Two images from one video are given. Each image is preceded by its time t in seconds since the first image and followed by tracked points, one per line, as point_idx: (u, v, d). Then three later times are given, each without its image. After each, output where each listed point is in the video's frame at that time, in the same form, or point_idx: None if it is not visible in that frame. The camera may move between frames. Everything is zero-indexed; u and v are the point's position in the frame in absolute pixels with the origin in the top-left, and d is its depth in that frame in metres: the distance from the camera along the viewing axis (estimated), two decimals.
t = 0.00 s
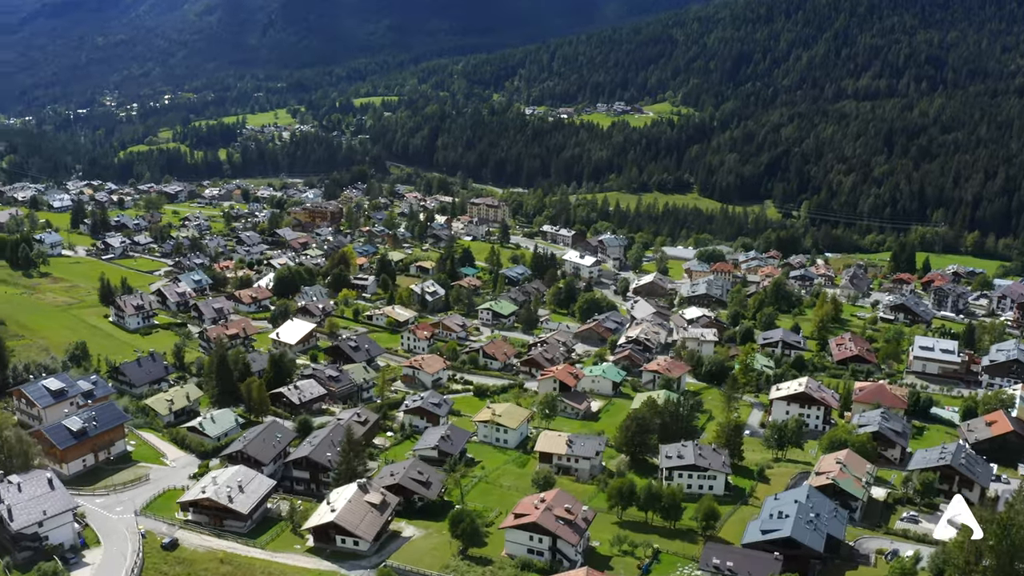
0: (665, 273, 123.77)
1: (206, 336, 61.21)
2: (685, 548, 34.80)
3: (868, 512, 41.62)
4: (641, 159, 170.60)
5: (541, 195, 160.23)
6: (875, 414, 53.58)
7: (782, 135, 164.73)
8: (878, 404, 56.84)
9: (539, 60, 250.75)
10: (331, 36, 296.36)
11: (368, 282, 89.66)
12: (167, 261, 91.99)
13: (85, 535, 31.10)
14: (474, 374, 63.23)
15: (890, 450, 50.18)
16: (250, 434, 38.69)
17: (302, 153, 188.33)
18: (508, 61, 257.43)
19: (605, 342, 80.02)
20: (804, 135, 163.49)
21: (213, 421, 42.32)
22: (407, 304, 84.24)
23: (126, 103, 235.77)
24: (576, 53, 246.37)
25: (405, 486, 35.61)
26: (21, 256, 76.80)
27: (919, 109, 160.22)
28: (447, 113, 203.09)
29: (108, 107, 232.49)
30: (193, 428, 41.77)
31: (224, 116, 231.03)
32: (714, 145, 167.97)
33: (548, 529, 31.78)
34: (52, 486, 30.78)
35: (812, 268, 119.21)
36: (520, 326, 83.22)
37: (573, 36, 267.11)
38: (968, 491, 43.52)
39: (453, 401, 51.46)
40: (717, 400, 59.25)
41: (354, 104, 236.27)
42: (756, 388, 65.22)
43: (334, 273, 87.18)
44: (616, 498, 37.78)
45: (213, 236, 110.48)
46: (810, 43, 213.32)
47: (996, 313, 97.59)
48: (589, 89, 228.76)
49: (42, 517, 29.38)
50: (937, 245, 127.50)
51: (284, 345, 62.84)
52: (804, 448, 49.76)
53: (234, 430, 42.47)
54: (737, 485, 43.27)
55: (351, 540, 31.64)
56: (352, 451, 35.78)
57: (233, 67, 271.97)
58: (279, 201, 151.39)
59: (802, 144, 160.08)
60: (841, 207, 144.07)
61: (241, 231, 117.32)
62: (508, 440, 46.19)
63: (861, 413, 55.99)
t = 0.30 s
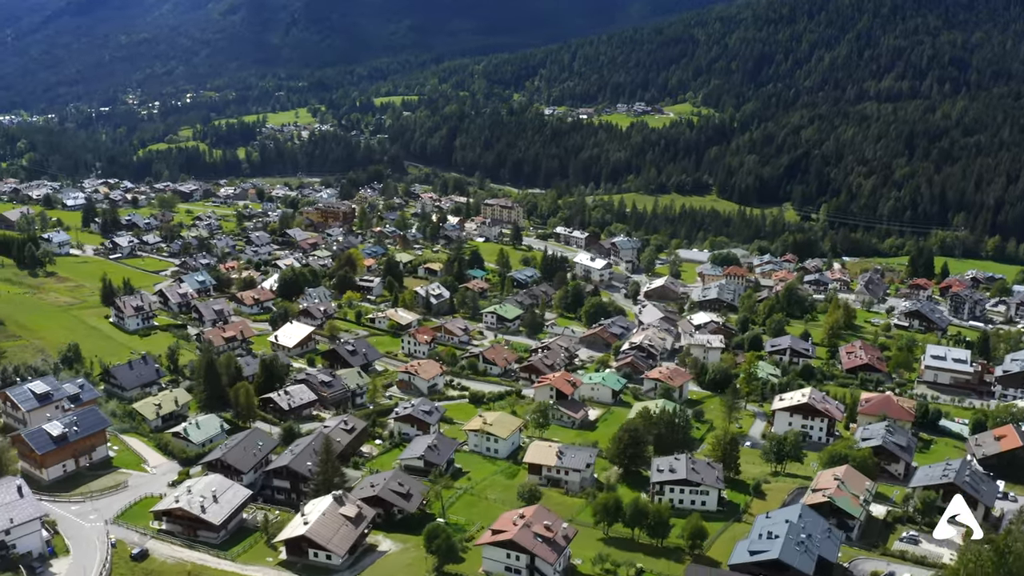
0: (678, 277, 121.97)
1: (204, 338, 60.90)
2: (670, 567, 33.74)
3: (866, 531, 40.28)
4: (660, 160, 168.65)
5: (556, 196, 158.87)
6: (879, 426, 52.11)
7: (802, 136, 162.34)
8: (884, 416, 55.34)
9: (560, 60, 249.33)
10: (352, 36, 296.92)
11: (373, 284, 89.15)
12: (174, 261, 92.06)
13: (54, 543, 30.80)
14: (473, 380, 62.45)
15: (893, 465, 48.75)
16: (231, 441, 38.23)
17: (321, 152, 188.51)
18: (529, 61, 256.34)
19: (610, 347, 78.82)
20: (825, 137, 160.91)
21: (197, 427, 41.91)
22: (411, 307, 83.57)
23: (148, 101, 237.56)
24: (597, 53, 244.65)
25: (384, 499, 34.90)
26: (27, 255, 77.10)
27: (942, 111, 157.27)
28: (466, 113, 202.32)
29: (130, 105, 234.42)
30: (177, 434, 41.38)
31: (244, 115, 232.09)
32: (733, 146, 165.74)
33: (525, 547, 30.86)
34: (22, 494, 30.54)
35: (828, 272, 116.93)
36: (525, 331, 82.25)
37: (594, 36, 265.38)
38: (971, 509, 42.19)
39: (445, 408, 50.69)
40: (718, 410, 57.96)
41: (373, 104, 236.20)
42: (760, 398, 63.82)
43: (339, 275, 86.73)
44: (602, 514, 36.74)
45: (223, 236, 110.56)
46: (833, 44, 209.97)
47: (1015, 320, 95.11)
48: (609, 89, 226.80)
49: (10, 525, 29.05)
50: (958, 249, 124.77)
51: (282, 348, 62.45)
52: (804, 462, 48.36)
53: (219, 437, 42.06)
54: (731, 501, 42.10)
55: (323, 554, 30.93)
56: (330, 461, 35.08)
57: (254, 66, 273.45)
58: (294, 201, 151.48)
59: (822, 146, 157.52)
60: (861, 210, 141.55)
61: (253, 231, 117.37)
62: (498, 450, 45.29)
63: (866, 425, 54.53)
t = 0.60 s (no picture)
0: (691, 280, 119.98)
1: (199, 340, 60.51)
2: None
3: (861, 553, 38.88)
4: (678, 161, 166.72)
5: (572, 197, 157.50)
6: (882, 440, 50.57)
7: (823, 138, 159.76)
8: (890, 429, 53.80)
9: (581, 60, 247.60)
10: (373, 36, 297.17)
11: (378, 286, 88.53)
12: (182, 261, 92.19)
13: (20, 553, 30.46)
14: (471, 385, 61.69)
15: (896, 482, 47.26)
16: (209, 449, 37.71)
17: (339, 152, 188.65)
18: (550, 61, 254.97)
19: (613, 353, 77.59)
20: (846, 139, 158.16)
21: (179, 433, 41.48)
22: (414, 310, 82.93)
23: (170, 100, 239.36)
24: (618, 53, 242.63)
25: (359, 512, 34.17)
26: (33, 254, 77.53)
27: (965, 113, 154.08)
28: (486, 113, 201.45)
29: (153, 103, 236.26)
30: (159, 440, 41.04)
31: (265, 114, 233.13)
32: (753, 148, 163.43)
33: (497, 567, 29.93)
34: None
35: (844, 277, 114.60)
36: (528, 336, 81.28)
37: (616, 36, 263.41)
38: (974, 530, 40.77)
39: (436, 416, 49.95)
40: (719, 422, 56.64)
41: (394, 103, 236.16)
42: (763, 409, 62.32)
43: (343, 276, 86.26)
44: (583, 531, 35.68)
45: (234, 236, 110.67)
46: (856, 45, 206.32)
47: None
48: (630, 89, 224.73)
49: None
50: (978, 254, 121.84)
51: (281, 352, 62.07)
52: (803, 477, 46.98)
53: (201, 443, 41.63)
54: (723, 518, 40.91)
55: (289, 570, 30.22)
56: (305, 473, 34.36)
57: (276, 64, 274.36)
58: (308, 201, 151.68)
59: (843, 149, 154.93)
60: (880, 213, 138.92)
61: (263, 232, 117.37)
62: (485, 460, 44.44)
63: (870, 439, 53.07)
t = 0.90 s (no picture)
0: (702, 284, 117.71)
1: (194, 345, 60.15)
2: None
3: None
4: (697, 163, 164.63)
5: (586, 199, 156.18)
6: (884, 455, 49.03)
7: (844, 140, 157.17)
8: (895, 444, 52.21)
9: (602, 59, 245.68)
10: (393, 35, 297.45)
11: (381, 288, 88.03)
12: (189, 261, 92.20)
13: None
14: (467, 392, 60.86)
15: (897, 499, 45.76)
16: (185, 458, 37.22)
17: (357, 151, 188.51)
18: (572, 61, 253.33)
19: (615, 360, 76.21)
20: (867, 141, 155.26)
21: (160, 440, 41.04)
22: (415, 313, 82.23)
23: (191, 98, 241.25)
24: (639, 53, 240.47)
25: (332, 525, 33.51)
26: (38, 253, 77.76)
27: (988, 115, 150.84)
28: (504, 113, 200.42)
29: (174, 101, 238.18)
30: (140, 446, 40.66)
31: (284, 113, 233.95)
32: (773, 149, 160.97)
33: None
34: None
35: (859, 283, 112.22)
36: (531, 340, 80.30)
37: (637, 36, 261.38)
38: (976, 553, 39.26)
39: (425, 424, 49.21)
40: (717, 433, 55.34)
41: (413, 103, 235.87)
42: (766, 420, 60.77)
43: (346, 279, 85.70)
44: (562, 550, 34.64)
45: (242, 236, 110.70)
46: (879, 46, 202.75)
47: None
48: (650, 90, 222.47)
49: None
50: (998, 259, 118.96)
51: (276, 356, 61.67)
52: (800, 493, 45.61)
53: (183, 450, 41.22)
54: (712, 536, 39.73)
55: None
56: (277, 485, 33.74)
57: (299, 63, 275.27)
58: (322, 201, 151.68)
59: (863, 151, 152.28)
60: (900, 216, 136.31)
61: (274, 232, 117.22)
62: (471, 471, 43.60)
63: (873, 453, 51.54)
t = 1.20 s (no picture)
0: (713, 289, 115.74)
1: (188, 348, 59.88)
2: None
3: None
4: (716, 164, 162.56)
5: (601, 201, 154.76)
6: (882, 471, 47.55)
7: (864, 143, 154.51)
8: (897, 458, 50.69)
9: (622, 60, 243.76)
10: (413, 35, 297.59)
11: (385, 290, 87.62)
12: (195, 261, 92.25)
13: None
14: (461, 399, 60.04)
15: (896, 518, 44.27)
16: (161, 467, 36.79)
17: (375, 151, 188.24)
18: (593, 61, 251.62)
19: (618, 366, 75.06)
20: (887, 144, 152.53)
21: (140, 447, 40.67)
22: (417, 315, 81.67)
23: (212, 97, 242.86)
24: (660, 53, 238.50)
25: (303, 539, 32.90)
26: (42, 253, 78.18)
27: (1010, 118, 147.58)
28: (523, 114, 199.38)
29: (195, 100, 239.97)
30: (119, 452, 40.39)
31: (303, 112, 234.69)
32: (792, 151, 158.49)
33: None
34: None
35: (874, 288, 110.05)
36: (533, 345, 79.35)
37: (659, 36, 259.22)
38: None
39: (412, 433, 48.51)
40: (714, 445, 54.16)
41: (432, 103, 235.67)
42: (766, 431, 59.41)
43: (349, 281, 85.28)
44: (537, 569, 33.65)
45: (251, 236, 110.78)
46: (901, 48, 199.30)
47: None
48: (670, 91, 220.23)
49: None
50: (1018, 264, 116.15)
51: (272, 359, 61.36)
52: (793, 511, 44.36)
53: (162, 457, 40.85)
54: (699, 555, 38.60)
55: None
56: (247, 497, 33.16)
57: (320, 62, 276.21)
58: (334, 201, 151.73)
59: (883, 154, 149.58)
60: (918, 220, 133.64)
61: (283, 232, 117.12)
62: (455, 481, 42.77)
63: (874, 469, 50.05)
